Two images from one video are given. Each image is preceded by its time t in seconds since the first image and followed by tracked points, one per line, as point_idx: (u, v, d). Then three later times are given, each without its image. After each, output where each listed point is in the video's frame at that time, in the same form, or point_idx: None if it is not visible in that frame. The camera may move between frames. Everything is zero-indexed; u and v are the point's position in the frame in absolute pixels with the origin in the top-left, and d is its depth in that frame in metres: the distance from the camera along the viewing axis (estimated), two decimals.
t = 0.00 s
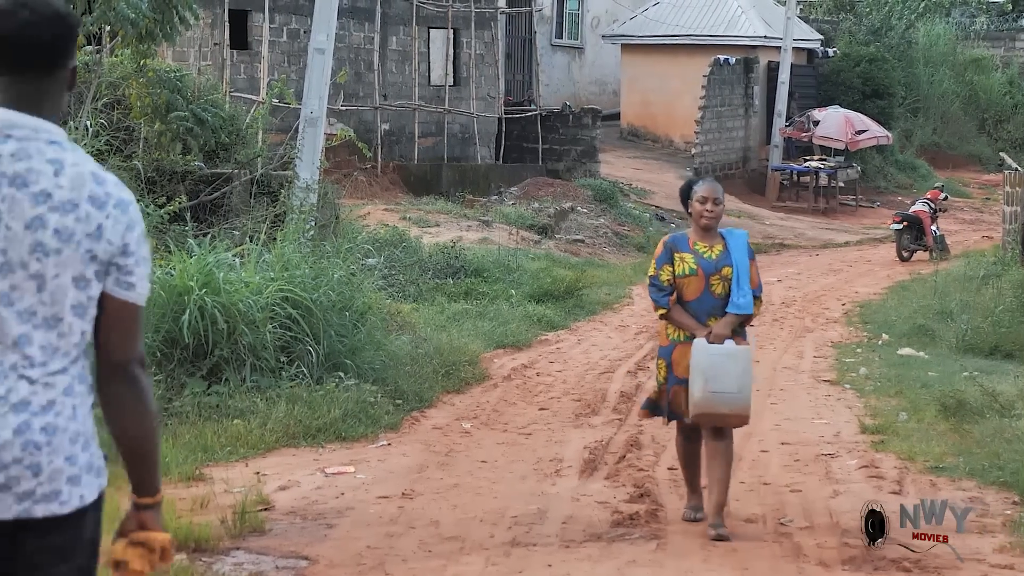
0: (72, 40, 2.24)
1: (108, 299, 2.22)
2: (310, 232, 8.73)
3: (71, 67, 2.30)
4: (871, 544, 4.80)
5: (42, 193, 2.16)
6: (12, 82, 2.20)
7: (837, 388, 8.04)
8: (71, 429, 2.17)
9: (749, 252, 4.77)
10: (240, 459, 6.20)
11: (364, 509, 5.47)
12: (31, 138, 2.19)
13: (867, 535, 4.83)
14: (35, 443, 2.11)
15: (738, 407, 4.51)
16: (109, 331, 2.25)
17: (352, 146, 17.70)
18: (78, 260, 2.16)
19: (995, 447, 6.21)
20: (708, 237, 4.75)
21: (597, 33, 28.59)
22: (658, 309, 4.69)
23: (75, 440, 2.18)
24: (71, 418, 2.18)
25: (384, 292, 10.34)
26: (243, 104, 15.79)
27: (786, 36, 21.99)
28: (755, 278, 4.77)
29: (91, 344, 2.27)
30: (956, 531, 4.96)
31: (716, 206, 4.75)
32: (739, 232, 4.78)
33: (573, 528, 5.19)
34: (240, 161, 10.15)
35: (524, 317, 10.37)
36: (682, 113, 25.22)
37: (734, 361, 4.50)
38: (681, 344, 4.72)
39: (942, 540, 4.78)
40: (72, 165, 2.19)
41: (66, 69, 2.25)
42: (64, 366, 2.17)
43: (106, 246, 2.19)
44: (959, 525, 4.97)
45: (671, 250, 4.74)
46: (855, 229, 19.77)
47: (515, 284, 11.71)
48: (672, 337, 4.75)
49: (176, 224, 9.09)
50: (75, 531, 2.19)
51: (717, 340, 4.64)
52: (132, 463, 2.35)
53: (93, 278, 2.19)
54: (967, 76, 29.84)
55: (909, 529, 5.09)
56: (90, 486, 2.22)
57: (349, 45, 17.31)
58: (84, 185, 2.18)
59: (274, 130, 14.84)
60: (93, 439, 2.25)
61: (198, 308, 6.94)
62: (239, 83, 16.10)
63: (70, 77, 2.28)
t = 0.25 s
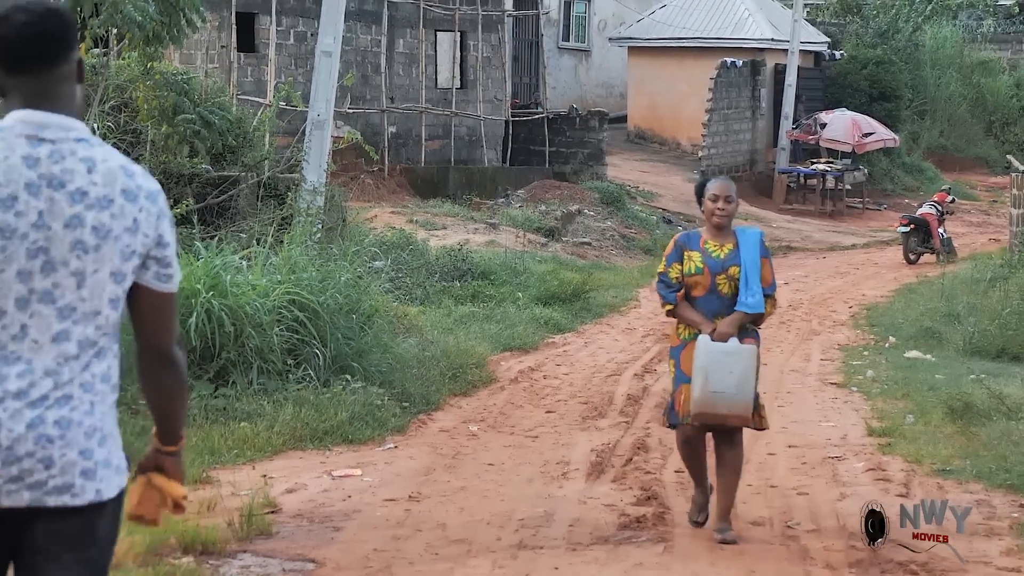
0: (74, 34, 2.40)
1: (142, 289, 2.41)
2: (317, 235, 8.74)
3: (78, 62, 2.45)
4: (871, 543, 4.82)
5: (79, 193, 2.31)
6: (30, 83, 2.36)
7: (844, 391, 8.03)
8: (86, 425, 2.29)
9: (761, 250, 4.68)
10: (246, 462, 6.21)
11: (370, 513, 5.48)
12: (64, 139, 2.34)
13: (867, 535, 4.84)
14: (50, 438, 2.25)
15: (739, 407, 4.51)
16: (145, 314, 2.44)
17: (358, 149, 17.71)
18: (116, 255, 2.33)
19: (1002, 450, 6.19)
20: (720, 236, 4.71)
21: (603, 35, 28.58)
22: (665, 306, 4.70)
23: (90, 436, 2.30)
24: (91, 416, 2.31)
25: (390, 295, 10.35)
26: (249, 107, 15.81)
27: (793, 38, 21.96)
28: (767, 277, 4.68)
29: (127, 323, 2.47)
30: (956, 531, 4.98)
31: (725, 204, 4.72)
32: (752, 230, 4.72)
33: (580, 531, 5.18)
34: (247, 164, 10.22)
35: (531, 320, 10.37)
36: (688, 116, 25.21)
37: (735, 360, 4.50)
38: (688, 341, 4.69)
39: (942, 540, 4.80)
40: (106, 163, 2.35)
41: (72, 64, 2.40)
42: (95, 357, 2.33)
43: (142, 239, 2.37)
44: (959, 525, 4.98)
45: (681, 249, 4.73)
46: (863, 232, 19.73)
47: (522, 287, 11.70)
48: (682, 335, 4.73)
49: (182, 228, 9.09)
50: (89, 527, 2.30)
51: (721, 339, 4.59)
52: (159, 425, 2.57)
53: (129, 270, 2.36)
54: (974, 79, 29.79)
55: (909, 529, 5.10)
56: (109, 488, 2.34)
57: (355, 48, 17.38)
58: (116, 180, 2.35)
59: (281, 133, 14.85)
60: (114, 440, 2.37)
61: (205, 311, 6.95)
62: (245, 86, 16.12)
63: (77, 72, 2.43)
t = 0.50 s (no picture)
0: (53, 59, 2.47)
1: (144, 292, 2.44)
2: (322, 239, 8.75)
3: (63, 86, 2.53)
4: (871, 543, 4.90)
5: (72, 209, 2.37)
6: (16, 112, 2.44)
7: (850, 396, 8.02)
8: (85, 431, 2.34)
9: (766, 259, 4.60)
10: (252, 466, 6.22)
11: (376, 517, 5.48)
12: (56, 159, 2.41)
13: (867, 535, 4.93)
14: (50, 445, 2.31)
15: (746, 416, 4.43)
16: (148, 317, 2.47)
17: (364, 154, 17.73)
18: (112, 263, 2.38)
19: (1009, 454, 6.18)
20: (724, 244, 4.64)
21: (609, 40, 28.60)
22: (666, 316, 4.63)
23: (93, 442, 2.35)
24: (90, 423, 2.35)
25: (396, 299, 10.35)
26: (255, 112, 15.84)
27: (799, 43, 21.96)
28: (772, 287, 4.61)
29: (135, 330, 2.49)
30: (958, 533, 5.03)
31: (730, 212, 4.64)
32: (758, 238, 4.62)
33: (586, 536, 5.18)
34: (252, 169, 10.24)
35: (536, 324, 10.37)
36: (694, 120, 25.20)
37: (743, 368, 4.42)
38: (691, 349, 4.64)
39: (942, 540, 4.86)
40: (98, 176, 2.41)
41: (55, 86, 2.48)
42: (98, 363, 2.38)
43: (138, 245, 2.40)
44: (959, 526, 5.02)
45: (685, 257, 4.66)
46: (868, 237, 19.71)
47: (527, 291, 11.71)
48: (684, 342, 4.67)
49: (188, 232, 9.11)
50: (96, 527, 2.36)
51: (724, 348, 4.52)
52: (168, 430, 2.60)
53: (127, 276, 2.40)
54: (979, 83, 29.76)
55: (910, 529, 5.15)
56: (116, 491, 2.38)
57: (360, 52, 17.42)
58: (109, 191, 2.40)
59: (286, 137, 14.87)
60: (119, 445, 2.42)
61: (211, 316, 6.96)
62: (251, 90, 16.16)
63: (62, 94, 2.51)
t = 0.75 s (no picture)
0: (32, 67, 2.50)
1: (122, 279, 2.47)
2: (329, 241, 8.76)
3: (45, 86, 2.57)
4: (871, 543, 4.92)
5: (42, 207, 2.43)
6: None
7: (856, 397, 8.01)
8: (74, 435, 2.43)
9: (761, 254, 4.57)
10: (258, 468, 6.24)
11: (383, 519, 5.49)
12: (27, 160, 2.47)
13: (867, 535, 4.95)
14: (41, 445, 2.41)
15: (763, 417, 4.43)
16: (130, 303, 2.49)
17: (371, 155, 17.77)
18: (81, 255, 2.42)
19: (1016, 457, 6.17)
20: (717, 242, 4.61)
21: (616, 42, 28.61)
22: (666, 320, 4.56)
23: (85, 446, 2.44)
24: (79, 424, 2.43)
25: (403, 301, 10.37)
26: (262, 113, 15.88)
27: (805, 45, 21.95)
28: (770, 281, 4.57)
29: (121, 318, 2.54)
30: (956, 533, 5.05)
31: (722, 208, 4.61)
32: (751, 233, 4.60)
33: (592, 537, 5.19)
34: (259, 170, 10.27)
35: (543, 326, 10.38)
36: (700, 122, 25.19)
37: (755, 369, 4.43)
38: (693, 352, 4.58)
39: (942, 540, 4.87)
40: (65, 172, 2.45)
41: (34, 88, 2.51)
42: (83, 357, 2.45)
43: (106, 234, 2.44)
44: (957, 525, 5.05)
45: (679, 260, 4.62)
46: (875, 239, 19.69)
47: (534, 293, 11.72)
48: (683, 344, 4.61)
49: (195, 233, 9.12)
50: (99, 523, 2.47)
51: (731, 349, 4.49)
52: (175, 418, 2.62)
53: (99, 265, 2.44)
54: (986, 85, 29.71)
55: (909, 529, 5.17)
56: (112, 489, 2.47)
57: (367, 54, 17.45)
58: (76, 185, 2.44)
59: (293, 139, 14.93)
60: (110, 444, 2.48)
61: (218, 318, 6.99)
62: (258, 92, 16.21)
63: (43, 95, 2.55)
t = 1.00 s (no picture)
0: (64, 65, 2.64)
1: (119, 282, 2.52)
2: (336, 242, 8.76)
3: (74, 90, 2.69)
4: (871, 543, 4.90)
5: (51, 210, 2.53)
6: (19, 118, 2.62)
7: (863, 399, 8.00)
8: (100, 425, 2.54)
9: (768, 253, 4.58)
10: (265, 469, 6.25)
11: (389, 520, 5.50)
12: (41, 163, 2.58)
13: (868, 535, 4.91)
14: (65, 436, 2.52)
15: (773, 410, 4.35)
16: (126, 307, 2.52)
17: (377, 156, 17.78)
18: (83, 257, 2.50)
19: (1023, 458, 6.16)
20: (722, 240, 4.61)
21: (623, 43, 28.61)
22: (670, 318, 4.52)
23: (113, 434, 2.55)
24: (102, 414, 2.54)
25: (409, 302, 10.38)
26: (269, 114, 15.90)
27: (812, 46, 21.91)
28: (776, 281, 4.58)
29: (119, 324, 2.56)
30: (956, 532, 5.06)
31: (729, 206, 4.62)
32: (757, 232, 4.61)
33: (599, 539, 5.19)
34: (266, 172, 10.26)
35: (550, 327, 10.38)
36: (707, 123, 25.16)
37: (764, 363, 4.38)
38: (698, 352, 4.55)
39: (943, 540, 4.86)
40: (73, 177, 2.55)
41: (62, 90, 2.64)
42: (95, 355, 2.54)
43: (105, 238, 2.50)
44: (958, 524, 5.04)
45: (683, 256, 4.59)
46: (882, 240, 19.66)
47: (541, 294, 11.71)
48: (686, 347, 4.59)
49: (202, 234, 9.13)
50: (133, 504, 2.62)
51: (740, 345, 4.46)
52: (177, 424, 2.62)
53: (100, 268, 2.51)
54: (994, 86, 29.64)
55: (909, 529, 5.18)
56: (137, 476, 2.60)
57: (374, 55, 17.47)
58: (82, 192, 2.53)
59: (300, 140, 14.95)
60: (134, 431, 2.59)
61: (224, 319, 7.00)
62: (265, 93, 16.24)
63: (72, 100, 2.67)
